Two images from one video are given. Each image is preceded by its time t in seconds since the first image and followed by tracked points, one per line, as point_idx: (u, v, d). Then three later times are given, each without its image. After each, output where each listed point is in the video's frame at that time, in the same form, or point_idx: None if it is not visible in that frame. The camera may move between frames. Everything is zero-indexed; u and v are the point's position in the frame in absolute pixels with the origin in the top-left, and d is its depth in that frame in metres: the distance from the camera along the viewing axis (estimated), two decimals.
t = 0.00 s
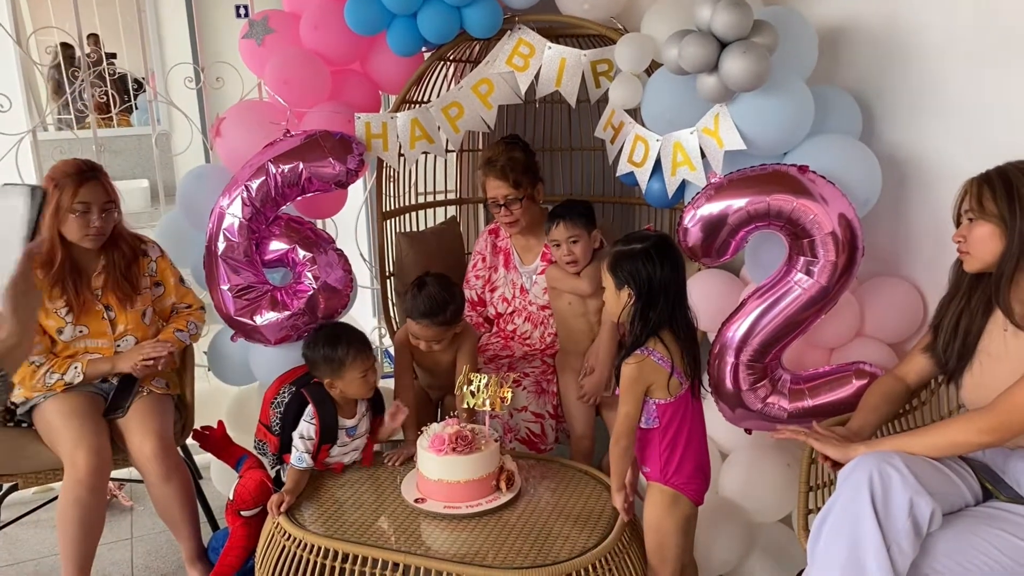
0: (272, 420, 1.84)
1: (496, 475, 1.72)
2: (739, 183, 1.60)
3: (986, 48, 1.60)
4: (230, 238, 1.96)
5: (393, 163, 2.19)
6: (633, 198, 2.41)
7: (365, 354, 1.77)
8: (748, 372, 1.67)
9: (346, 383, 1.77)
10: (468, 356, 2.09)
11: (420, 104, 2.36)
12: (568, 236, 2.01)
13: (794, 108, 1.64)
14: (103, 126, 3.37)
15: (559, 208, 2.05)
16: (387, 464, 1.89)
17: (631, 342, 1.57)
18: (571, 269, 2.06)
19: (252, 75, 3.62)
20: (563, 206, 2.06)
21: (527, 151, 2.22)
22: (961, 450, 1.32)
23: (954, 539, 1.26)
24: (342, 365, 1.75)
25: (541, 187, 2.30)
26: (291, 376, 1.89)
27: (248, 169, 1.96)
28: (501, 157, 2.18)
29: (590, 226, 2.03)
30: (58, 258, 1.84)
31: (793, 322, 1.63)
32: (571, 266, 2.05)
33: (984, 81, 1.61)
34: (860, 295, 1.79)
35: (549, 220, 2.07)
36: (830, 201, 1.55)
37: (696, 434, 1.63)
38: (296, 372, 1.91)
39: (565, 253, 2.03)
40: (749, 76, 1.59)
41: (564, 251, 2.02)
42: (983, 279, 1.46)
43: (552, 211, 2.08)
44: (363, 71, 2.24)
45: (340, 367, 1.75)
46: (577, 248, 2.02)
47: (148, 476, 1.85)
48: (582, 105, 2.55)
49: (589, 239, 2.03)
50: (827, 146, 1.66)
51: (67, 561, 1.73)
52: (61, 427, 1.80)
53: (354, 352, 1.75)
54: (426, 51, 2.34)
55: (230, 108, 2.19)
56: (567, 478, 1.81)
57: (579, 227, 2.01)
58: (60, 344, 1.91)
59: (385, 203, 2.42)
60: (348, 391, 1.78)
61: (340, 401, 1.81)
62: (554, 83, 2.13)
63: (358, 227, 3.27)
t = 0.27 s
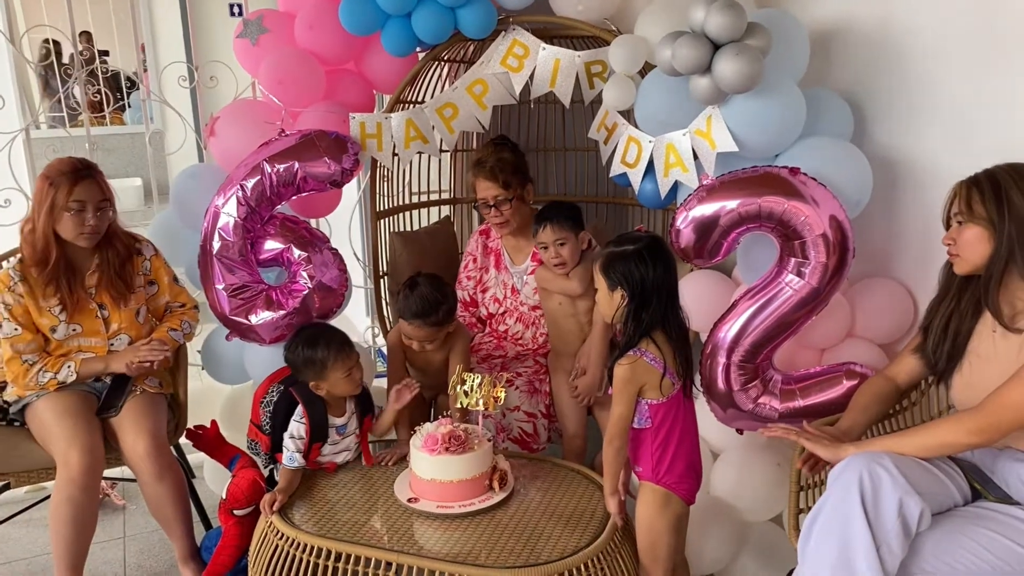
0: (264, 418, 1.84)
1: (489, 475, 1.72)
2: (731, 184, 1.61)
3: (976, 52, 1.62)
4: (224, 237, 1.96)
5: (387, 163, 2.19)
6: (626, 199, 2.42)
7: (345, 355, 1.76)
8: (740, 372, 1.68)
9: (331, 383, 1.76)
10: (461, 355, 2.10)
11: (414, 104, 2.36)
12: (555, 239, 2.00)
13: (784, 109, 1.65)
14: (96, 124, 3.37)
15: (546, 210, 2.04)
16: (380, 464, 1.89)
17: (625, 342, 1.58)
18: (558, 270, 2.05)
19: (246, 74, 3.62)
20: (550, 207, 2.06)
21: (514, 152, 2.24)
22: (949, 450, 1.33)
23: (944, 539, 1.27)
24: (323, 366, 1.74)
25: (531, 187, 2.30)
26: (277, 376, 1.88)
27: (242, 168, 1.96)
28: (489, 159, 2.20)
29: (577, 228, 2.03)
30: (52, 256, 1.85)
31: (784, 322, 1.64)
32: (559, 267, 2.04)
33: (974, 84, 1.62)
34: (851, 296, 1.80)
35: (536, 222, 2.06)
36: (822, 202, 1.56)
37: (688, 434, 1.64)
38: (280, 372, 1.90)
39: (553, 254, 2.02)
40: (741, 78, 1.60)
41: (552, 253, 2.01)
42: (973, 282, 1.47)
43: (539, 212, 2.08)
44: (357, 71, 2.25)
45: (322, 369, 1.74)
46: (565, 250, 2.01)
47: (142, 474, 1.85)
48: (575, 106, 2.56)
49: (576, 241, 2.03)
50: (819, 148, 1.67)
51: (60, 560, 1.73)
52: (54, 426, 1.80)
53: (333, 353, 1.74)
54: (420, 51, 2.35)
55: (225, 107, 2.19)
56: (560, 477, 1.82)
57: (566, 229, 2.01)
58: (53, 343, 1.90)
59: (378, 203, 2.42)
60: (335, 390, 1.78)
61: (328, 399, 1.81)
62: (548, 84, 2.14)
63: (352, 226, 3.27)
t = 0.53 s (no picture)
0: (257, 418, 1.83)
1: (483, 472, 1.73)
2: (725, 184, 1.62)
3: (968, 53, 1.63)
4: (218, 234, 1.95)
5: (381, 161, 2.18)
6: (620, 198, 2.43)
7: (335, 355, 1.76)
8: (733, 370, 1.69)
9: (324, 383, 1.77)
10: (455, 352, 2.10)
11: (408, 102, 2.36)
12: (547, 238, 2.00)
13: (778, 110, 1.66)
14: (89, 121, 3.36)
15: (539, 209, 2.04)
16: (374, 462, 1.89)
17: (620, 340, 1.58)
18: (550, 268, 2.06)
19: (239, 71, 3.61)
20: (541, 207, 2.05)
21: (505, 153, 2.24)
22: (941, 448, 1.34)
23: (935, 536, 1.28)
24: (313, 366, 1.74)
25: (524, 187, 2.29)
26: (271, 375, 1.89)
27: (236, 166, 1.96)
28: (479, 160, 2.20)
29: (570, 227, 2.02)
30: (46, 252, 1.85)
31: (777, 321, 1.65)
32: (552, 265, 2.04)
33: (966, 85, 1.64)
34: (843, 295, 1.81)
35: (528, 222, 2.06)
36: (815, 202, 1.57)
37: (682, 433, 1.64)
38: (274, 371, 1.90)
39: (545, 253, 2.02)
40: (736, 78, 1.60)
41: (544, 252, 2.02)
42: (964, 281, 1.48)
43: (532, 212, 2.07)
44: (352, 68, 2.25)
45: (312, 369, 1.75)
46: (557, 249, 2.01)
47: (135, 472, 1.84)
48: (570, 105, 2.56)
49: (568, 239, 2.02)
50: (812, 148, 1.68)
51: (53, 558, 1.73)
52: (47, 423, 1.79)
53: (322, 353, 1.74)
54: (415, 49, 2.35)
55: (219, 105, 2.19)
56: (553, 475, 1.82)
57: (560, 227, 2.00)
58: (46, 340, 1.89)
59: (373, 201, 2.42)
60: (329, 389, 1.78)
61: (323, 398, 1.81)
62: (543, 82, 2.14)
63: (346, 224, 3.27)
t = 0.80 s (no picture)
0: (252, 417, 1.83)
1: (478, 471, 1.73)
2: (721, 183, 1.62)
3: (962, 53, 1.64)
4: (213, 232, 1.95)
5: (377, 159, 2.18)
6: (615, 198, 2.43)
7: (339, 353, 1.76)
8: (728, 369, 1.69)
9: (326, 381, 1.77)
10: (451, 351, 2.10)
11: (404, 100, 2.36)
12: (544, 235, 2.00)
13: (774, 110, 1.67)
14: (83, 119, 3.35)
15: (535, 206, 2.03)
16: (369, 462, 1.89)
17: (620, 337, 1.58)
18: (546, 267, 2.06)
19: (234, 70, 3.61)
20: (537, 205, 2.05)
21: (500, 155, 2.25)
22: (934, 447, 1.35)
23: (929, 534, 1.29)
24: (320, 365, 1.74)
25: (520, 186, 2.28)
26: (269, 372, 1.88)
27: (231, 163, 1.96)
28: (476, 163, 2.20)
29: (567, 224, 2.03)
30: (39, 250, 1.84)
31: (773, 320, 1.65)
32: (547, 264, 2.04)
33: (960, 86, 1.64)
34: (838, 294, 1.82)
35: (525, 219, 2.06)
36: (810, 202, 1.58)
37: (678, 432, 1.64)
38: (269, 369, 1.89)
39: (542, 251, 2.02)
40: (732, 78, 1.61)
41: (540, 250, 2.01)
42: (957, 281, 1.49)
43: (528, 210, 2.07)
44: (348, 67, 2.25)
45: (318, 368, 1.75)
46: (553, 246, 2.01)
47: (130, 470, 1.84)
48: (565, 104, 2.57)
49: (565, 237, 2.03)
50: (809, 146, 1.69)
51: (48, 558, 1.72)
52: (41, 421, 1.79)
53: (332, 352, 1.75)
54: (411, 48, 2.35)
55: (215, 102, 2.18)
56: (549, 474, 1.82)
57: (555, 225, 2.00)
58: (40, 337, 1.89)
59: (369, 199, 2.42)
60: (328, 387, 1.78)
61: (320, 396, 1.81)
62: (539, 82, 2.15)
63: (341, 223, 3.27)
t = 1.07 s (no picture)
0: (247, 416, 1.83)
1: (475, 469, 1.73)
2: (718, 183, 1.63)
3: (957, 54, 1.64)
4: (210, 230, 1.95)
5: (374, 158, 2.18)
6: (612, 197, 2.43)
7: (339, 352, 1.77)
8: (724, 369, 1.70)
9: (323, 380, 1.77)
10: (448, 351, 2.10)
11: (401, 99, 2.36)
12: (541, 234, 2.00)
13: (772, 109, 1.67)
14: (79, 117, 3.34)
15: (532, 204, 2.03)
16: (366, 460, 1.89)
17: (621, 335, 1.58)
18: (541, 267, 2.06)
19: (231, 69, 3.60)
20: (534, 205, 2.05)
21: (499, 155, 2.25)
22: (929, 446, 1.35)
23: (925, 532, 1.29)
24: (319, 365, 1.74)
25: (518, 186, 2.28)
26: (266, 369, 1.89)
27: (229, 162, 1.96)
28: (476, 163, 2.19)
29: (563, 224, 2.02)
30: (35, 248, 1.84)
31: (769, 320, 1.66)
32: (542, 263, 2.04)
33: (955, 86, 1.65)
34: (833, 294, 1.83)
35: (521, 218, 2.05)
36: (806, 201, 1.59)
37: (676, 430, 1.65)
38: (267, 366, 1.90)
39: (538, 250, 2.02)
40: (729, 77, 1.61)
41: (536, 249, 2.01)
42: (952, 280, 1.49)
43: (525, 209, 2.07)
44: (345, 65, 2.25)
45: (317, 368, 1.75)
46: (549, 246, 2.01)
47: (126, 468, 1.84)
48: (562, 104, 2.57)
49: (561, 237, 2.03)
50: (807, 146, 1.70)
51: (44, 555, 1.72)
52: (37, 419, 1.79)
53: (330, 354, 1.74)
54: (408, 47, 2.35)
55: (211, 100, 2.18)
56: (545, 472, 1.83)
57: (551, 224, 2.00)
58: (36, 335, 1.89)
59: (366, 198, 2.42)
60: (326, 386, 1.78)
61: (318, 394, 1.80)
62: (537, 81, 2.15)
63: (338, 223, 3.27)
